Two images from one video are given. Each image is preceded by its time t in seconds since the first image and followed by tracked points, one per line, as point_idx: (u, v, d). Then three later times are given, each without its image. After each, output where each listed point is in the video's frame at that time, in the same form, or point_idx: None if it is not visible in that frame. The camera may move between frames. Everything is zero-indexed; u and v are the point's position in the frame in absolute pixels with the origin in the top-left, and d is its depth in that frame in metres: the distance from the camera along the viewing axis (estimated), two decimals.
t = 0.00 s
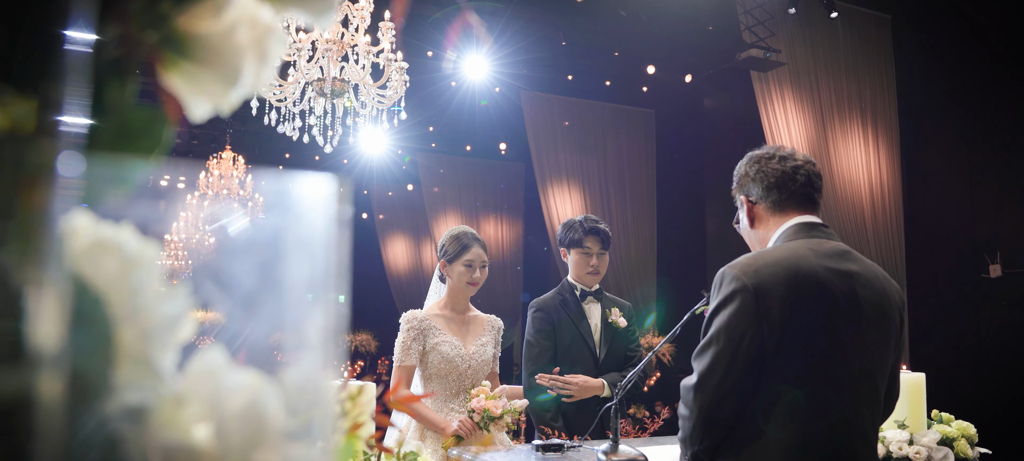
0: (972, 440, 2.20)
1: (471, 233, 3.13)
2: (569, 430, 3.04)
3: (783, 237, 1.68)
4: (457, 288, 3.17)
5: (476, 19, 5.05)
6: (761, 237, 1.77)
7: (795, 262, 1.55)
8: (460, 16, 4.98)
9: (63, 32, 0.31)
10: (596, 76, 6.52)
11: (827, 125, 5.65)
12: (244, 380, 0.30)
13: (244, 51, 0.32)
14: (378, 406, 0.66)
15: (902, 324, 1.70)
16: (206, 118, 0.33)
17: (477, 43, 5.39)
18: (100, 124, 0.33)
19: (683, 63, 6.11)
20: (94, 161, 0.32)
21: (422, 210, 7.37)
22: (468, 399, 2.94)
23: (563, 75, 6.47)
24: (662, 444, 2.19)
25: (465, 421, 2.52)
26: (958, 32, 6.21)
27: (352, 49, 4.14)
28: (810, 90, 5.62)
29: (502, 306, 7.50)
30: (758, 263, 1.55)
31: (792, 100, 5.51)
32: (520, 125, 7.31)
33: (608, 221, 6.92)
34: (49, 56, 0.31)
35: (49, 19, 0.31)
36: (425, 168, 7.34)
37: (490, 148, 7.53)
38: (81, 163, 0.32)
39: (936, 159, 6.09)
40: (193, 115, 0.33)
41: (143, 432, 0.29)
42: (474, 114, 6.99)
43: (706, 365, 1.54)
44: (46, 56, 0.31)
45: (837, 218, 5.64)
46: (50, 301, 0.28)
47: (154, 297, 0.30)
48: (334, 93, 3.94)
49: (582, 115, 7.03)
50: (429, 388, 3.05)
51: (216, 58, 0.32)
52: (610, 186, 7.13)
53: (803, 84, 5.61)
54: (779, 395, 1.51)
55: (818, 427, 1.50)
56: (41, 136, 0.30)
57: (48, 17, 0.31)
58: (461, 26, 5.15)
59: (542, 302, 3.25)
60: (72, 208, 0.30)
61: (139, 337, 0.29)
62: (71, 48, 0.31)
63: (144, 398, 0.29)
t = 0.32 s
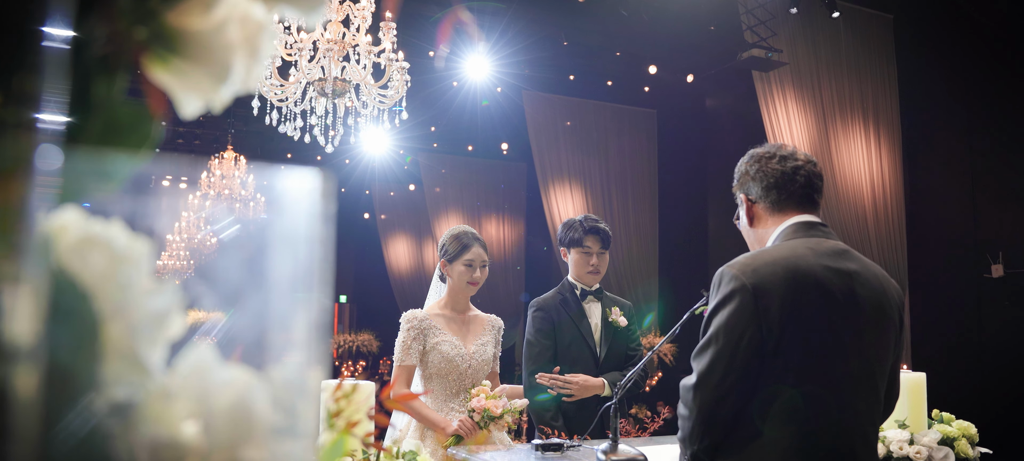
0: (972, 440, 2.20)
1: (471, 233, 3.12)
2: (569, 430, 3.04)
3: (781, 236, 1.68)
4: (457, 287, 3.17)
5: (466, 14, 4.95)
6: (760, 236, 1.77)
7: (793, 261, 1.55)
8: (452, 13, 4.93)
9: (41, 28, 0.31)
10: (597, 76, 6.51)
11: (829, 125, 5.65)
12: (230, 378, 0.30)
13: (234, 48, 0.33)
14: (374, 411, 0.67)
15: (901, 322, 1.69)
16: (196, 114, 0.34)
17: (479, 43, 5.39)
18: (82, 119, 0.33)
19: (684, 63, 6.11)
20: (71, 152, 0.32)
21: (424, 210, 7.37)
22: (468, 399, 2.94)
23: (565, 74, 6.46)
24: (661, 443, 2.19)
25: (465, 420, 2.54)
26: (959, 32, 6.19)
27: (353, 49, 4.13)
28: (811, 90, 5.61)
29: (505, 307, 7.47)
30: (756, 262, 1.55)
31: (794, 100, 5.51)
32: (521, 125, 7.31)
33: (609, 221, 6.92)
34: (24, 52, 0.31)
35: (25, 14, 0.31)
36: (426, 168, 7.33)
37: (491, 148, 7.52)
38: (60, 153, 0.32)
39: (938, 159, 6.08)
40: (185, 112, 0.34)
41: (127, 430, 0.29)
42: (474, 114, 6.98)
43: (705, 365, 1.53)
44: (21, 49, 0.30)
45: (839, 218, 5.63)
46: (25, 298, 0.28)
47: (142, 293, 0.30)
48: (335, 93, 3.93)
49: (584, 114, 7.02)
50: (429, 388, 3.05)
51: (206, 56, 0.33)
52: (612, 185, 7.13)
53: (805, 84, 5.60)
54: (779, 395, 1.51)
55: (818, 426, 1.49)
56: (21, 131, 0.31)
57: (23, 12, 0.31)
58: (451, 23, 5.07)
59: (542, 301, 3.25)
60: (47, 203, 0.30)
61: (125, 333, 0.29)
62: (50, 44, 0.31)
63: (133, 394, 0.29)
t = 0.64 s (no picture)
0: (973, 440, 2.19)
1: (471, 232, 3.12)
2: (569, 430, 3.04)
3: (780, 235, 1.68)
4: (457, 287, 3.17)
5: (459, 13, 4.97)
6: (759, 236, 1.77)
7: (791, 261, 1.54)
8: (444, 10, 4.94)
9: (20, 25, 0.31)
10: (599, 76, 6.51)
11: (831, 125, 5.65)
12: (222, 374, 0.31)
13: (226, 45, 0.33)
14: (372, 408, 0.67)
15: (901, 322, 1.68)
16: (189, 112, 0.34)
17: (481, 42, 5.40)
18: (68, 117, 0.33)
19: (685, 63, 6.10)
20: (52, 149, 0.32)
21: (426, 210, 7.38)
22: (468, 399, 2.95)
23: (567, 74, 6.48)
24: (661, 443, 2.19)
25: (465, 420, 2.55)
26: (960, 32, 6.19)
27: (354, 49, 4.13)
28: (813, 90, 5.61)
29: (506, 306, 7.48)
30: (755, 262, 1.55)
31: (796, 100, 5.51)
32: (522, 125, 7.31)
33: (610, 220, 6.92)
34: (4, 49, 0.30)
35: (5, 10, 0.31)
36: (428, 168, 7.33)
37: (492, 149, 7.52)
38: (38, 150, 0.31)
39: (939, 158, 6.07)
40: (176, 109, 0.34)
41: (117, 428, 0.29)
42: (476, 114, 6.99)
43: (704, 364, 1.53)
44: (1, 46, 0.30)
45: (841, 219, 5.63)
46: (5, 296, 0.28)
47: (131, 290, 0.30)
48: (336, 93, 3.91)
49: (586, 114, 7.02)
50: (429, 388, 3.05)
51: (198, 53, 0.33)
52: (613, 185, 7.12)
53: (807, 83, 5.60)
54: (779, 394, 1.50)
55: (817, 426, 1.49)
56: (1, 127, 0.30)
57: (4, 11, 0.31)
58: (445, 21, 5.10)
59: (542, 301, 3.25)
60: (26, 202, 0.30)
61: (113, 330, 0.29)
62: (29, 40, 0.31)
63: (121, 392, 0.29)
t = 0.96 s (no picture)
0: (974, 440, 2.18)
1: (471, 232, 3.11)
2: (569, 429, 3.04)
3: (780, 235, 1.67)
4: (458, 287, 3.16)
5: (454, 10, 4.94)
6: (760, 235, 1.77)
7: (792, 260, 1.54)
8: (438, 7, 4.90)
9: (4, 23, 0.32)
10: (601, 76, 6.51)
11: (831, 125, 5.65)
12: (213, 369, 0.30)
13: (218, 42, 0.33)
14: (372, 409, 0.67)
15: (902, 322, 1.68)
16: (181, 108, 0.34)
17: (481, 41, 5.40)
18: (56, 116, 0.33)
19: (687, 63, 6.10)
20: (37, 144, 0.32)
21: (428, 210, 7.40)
22: (469, 398, 2.95)
23: (569, 74, 6.48)
24: (661, 443, 2.18)
25: (465, 419, 2.55)
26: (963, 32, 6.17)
27: (356, 49, 4.12)
28: (814, 89, 5.62)
29: (508, 306, 7.48)
30: (755, 261, 1.55)
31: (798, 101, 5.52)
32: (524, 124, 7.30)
33: (612, 221, 6.91)
34: None
35: None
36: (430, 168, 7.33)
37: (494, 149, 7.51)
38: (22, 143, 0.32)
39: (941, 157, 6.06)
40: (170, 107, 0.34)
41: (106, 423, 0.30)
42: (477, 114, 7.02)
43: (704, 364, 1.53)
44: None
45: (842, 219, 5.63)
46: None
47: (124, 285, 0.30)
48: (337, 92, 3.89)
49: (587, 114, 7.01)
50: (430, 387, 3.05)
51: (190, 50, 0.33)
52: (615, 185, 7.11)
53: (808, 83, 5.61)
54: (779, 394, 1.50)
55: (817, 426, 1.49)
56: None
57: None
58: (439, 17, 5.06)
59: (543, 301, 3.24)
60: (7, 200, 0.30)
61: (105, 325, 0.29)
62: (14, 38, 0.32)
63: (114, 386, 0.30)
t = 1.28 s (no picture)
0: (975, 440, 2.18)
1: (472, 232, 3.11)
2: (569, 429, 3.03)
3: (780, 235, 1.67)
4: (459, 287, 3.16)
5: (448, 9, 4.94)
6: (760, 233, 1.76)
7: (791, 259, 1.54)
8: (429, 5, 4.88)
9: None
10: (602, 76, 6.51)
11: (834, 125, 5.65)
12: (201, 367, 0.31)
13: (209, 41, 0.34)
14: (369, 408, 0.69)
15: (901, 321, 1.67)
16: (174, 107, 0.34)
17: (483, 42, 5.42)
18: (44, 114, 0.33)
19: (688, 62, 6.09)
20: (23, 142, 0.32)
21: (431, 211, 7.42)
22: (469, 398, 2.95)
23: (571, 74, 6.49)
24: (662, 442, 2.18)
25: (465, 419, 2.55)
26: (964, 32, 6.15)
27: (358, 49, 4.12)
28: (817, 89, 5.62)
29: (510, 306, 7.49)
30: (754, 260, 1.55)
31: (800, 101, 5.52)
32: (525, 124, 7.31)
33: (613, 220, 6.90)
34: None
35: None
36: (432, 169, 7.34)
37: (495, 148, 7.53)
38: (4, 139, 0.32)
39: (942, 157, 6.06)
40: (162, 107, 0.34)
41: (97, 417, 0.30)
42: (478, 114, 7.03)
43: (704, 363, 1.53)
44: None
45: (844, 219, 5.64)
46: None
47: (114, 283, 0.30)
48: (339, 92, 3.89)
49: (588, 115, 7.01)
50: (431, 387, 3.05)
51: (183, 50, 0.34)
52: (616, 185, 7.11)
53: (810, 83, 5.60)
54: (779, 394, 1.50)
55: (816, 426, 1.48)
56: None
57: None
58: (430, 16, 5.05)
59: (543, 300, 3.24)
60: None
61: (94, 322, 0.30)
62: None
63: (104, 382, 0.30)
